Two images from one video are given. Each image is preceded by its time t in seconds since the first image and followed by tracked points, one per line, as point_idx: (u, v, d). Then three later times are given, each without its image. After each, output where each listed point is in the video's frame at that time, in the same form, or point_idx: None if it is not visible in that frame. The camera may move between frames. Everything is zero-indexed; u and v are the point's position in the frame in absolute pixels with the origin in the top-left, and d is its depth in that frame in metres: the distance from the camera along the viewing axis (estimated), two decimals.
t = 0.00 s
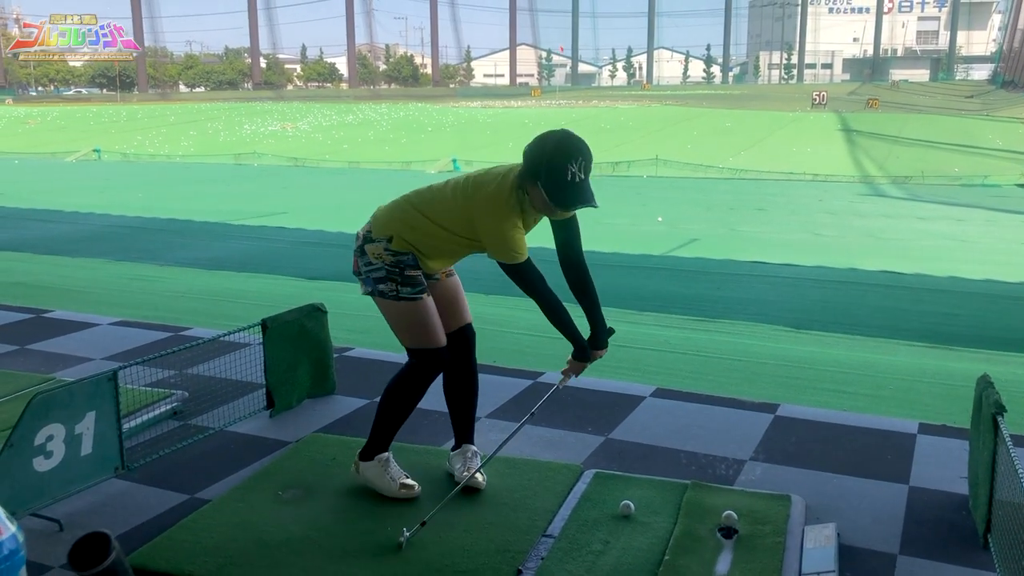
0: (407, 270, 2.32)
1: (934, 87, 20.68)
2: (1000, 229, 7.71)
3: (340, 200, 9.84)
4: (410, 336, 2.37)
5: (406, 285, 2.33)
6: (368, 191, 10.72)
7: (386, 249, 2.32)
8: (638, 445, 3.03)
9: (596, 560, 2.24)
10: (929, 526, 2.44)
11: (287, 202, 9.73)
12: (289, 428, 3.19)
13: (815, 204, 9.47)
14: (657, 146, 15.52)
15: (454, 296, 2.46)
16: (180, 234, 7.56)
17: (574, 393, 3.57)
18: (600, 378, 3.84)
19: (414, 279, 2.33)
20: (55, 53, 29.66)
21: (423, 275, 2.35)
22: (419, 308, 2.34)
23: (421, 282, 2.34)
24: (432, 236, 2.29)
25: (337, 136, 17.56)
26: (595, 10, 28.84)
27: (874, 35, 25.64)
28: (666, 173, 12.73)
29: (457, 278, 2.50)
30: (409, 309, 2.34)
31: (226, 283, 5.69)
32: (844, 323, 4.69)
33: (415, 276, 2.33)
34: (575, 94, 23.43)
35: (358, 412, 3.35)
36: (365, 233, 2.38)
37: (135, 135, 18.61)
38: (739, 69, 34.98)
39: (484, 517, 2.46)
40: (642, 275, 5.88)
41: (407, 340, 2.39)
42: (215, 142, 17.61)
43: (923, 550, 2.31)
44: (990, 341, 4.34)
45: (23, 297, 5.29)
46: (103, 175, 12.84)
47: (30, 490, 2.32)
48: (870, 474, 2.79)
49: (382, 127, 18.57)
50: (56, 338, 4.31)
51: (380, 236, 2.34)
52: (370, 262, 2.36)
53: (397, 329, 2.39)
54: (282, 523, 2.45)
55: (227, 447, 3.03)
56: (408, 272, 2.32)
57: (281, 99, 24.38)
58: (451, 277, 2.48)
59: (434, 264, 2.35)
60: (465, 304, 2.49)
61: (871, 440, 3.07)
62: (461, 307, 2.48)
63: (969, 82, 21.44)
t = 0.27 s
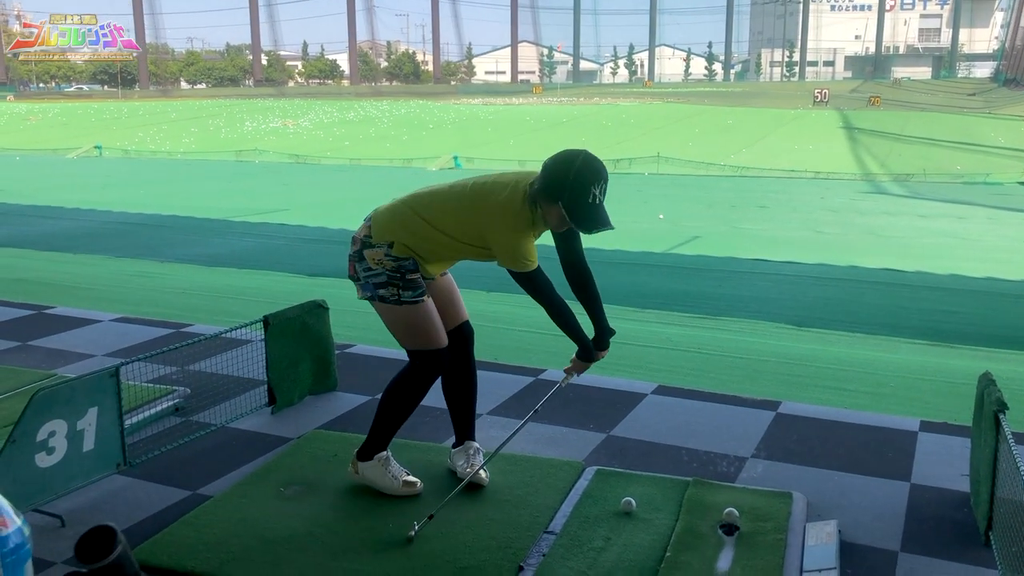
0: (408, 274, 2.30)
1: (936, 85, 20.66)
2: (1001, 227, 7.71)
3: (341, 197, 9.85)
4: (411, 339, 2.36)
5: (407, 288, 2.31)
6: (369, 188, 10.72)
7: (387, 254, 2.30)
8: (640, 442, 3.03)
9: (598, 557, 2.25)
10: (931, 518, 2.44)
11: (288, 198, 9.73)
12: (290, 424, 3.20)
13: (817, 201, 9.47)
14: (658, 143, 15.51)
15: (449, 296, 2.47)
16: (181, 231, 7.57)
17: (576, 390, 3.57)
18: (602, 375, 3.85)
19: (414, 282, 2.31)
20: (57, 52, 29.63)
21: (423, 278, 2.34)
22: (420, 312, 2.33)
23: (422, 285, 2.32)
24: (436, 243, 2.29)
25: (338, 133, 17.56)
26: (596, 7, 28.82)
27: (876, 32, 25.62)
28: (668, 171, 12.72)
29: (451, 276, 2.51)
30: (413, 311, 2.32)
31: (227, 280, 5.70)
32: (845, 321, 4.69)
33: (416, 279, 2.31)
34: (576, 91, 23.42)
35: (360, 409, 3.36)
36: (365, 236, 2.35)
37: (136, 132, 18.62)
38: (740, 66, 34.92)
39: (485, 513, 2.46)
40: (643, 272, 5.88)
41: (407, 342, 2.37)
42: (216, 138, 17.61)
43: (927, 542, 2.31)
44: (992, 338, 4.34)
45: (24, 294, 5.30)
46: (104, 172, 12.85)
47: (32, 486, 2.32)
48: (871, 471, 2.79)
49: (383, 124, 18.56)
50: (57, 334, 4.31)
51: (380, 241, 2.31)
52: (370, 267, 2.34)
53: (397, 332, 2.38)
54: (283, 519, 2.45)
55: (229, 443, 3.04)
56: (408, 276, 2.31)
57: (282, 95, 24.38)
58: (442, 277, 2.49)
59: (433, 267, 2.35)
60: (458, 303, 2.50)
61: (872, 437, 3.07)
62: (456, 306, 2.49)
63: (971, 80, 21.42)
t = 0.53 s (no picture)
0: (408, 265, 2.30)
1: (937, 81, 20.63)
2: (1003, 224, 7.71)
3: (342, 193, 9.84)
4: (411, 331, 2.36)
5: (407, 280, 2.31)
6: (370, 184, 10.72)
7: (385, 245, 2.31)
8: (642, 439, 3.03)
9: (600, 553, 2.25)
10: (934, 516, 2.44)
11: (290, 195, 9.72)
12: (292, 420, 3.20)
13: (818, 198, 9.46)
14: (659, 140, 15.50)
15: (454, 290, 2.47)
16: (182, 227, 7.56)
17: (577, 386, 3.57)
18: (603, 371, 3.84)
19: (414, 274, 2.31)
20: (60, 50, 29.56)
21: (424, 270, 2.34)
22: (421, 303, 2.33)
23: (423, 276, 2.32)
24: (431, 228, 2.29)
25: (339, 130, 17.55)
26: (597, 4, 28.82)
27: (878, 29, 25.59)
28: (669, 167, 12.72)
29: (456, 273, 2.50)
30: (414, 304, 2.32)
31: (229, 276, 5.70)
32: (847, 317, 4.69)
33: (416, 270, 2.31)
34: (577, 88, 23.40)
35: (361, 405, 3.36)
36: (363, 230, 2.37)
37: (137, 128, 18.62)
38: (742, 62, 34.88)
39: (487, 509, 2.46)
40: (645, 268, 5.88)
41: (407, 335, 2.37)
42: (218, 134, 17.61)
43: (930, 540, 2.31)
44: (994, 335, 4.33)
45: (25, 290, 5.30)
46: (105, 168, 12.84)
47: (35, 481, 2.32)
48: (873, 468, 2.79)
49: (384, 120, 18.55)
50: (59, 330, 4.31)
51: (378, 232, 2.33)
52: (370, 260, 2.35)
53: (397, 325, 2.37)
54: (285, 515, 2.45)
55: (230, 439, 3.04)
56: (408, 267, 2.30)
57: (283, 92, 24.37)
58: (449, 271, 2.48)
59: (433, 255, 2.35)
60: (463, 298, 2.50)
61: (874, 434, 3.06)
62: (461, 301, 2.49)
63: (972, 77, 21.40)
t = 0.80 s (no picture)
0: (402, 251, 2.31)
1: (939, 77, 20.57)
2: (1005, 220, 7.68)
3: (343, 190, 9.82)
4: (404, 321, 2.36)
5: (400, 267, 2.32)
6: (371, 181, 10.70)
7: (379, 229, 2.33)
8: (643, 435, 3.03)
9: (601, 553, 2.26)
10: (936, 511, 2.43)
11: (291, 192, 9.71)
12: (292, 417, 3.19)
13: (820, 194, 9.43)
14: (661, 136, 15.46)
15: (461, 285, 2.46)
16: (183, 224, 7.55)
17: (578, 383, 3.57)
18: (604, 368, 3.84)
19: (409, 263, 2.32)
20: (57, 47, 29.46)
21: (422, 259, 2.33)
22: (416, 292, 2.33)
23: (417, 265, 2.32)
24: (415, 198, 2.28)
25: (341, 126, 17.52)
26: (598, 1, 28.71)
27: (880, 24, 25.53)
28: (671, 164, 12.69)
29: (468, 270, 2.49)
30: (407, 293, 2.33)
31: (230, 273, 5.69)
32: (848, 314, 4.68)
33: (410, 258, 2.31)
34: (579, 84, 23.34)
35: (362, 402, 3.35)
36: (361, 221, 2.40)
37: (139, 125, 18.60)
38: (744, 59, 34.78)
39: (488, 506, 2.46)
40: (646, 265, 5.87)
41: (402, 326, 2.38)
42: (219, 132, 17.58)
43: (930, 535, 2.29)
44: (996, 331, 4.32)
45: (26, 288, 5.29)
46: (106, 165, 12.83)
47: (35, 479, 2.32)
48: (876, 465, 2.78)
49: (386, 117, 18.52)
50: (60, 328, 4.31)
51: (374, 217, 2.35)
52: (368, 247, 2.37)
53: (392, 315, 2.38)
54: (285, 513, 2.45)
55: (231, 436, 3.03)
56: (402, 254, 2.31)
57: (284, 89, 24.33)
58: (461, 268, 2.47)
59: (428, 236, 2.33)
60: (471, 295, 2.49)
61: (876, 431, 3.06)
62: (468, 298, 2.48)
63: (975, 72, 21.33)
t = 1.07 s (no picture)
0: (390, 248, 2.32)
1: (942, 75, 20.54)
2: (1008, 218, 7.67)
3: (345, 189, 9.83)
4: (390, 319, 2.40)
5: (388, 266, 2.34)
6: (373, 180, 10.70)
7: (370, 225, 2.34)
8: (645, 435, 3.03)
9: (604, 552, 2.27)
10: (938, 510, 2.43)
11: (293, 191, 9.72)
12: (295, 417, 3.20)
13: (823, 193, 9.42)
14: (663, 134, 15.45)
15: (465, 289, 2.44)
16: (186, 223, 7.57)
17: (580, 383, 3.57)
18: (607, 367, 3.84)
19: (398, 261, 2.32)
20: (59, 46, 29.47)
21: (412, 257, 2.33)
22: (403, 291, 2.35)
23: (406, 265, 2.33)
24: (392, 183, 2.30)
25: (342, 125, 17.54)
26: None
27: (883, 23, 25.52)
28: (673, 162, 12.69)
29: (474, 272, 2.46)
30: (395, 291, 2.35)
31: (232, 273, 5.70)
32: (850, 312, 4.68)
33: (397, 257, 2.32)
34: (581, 83, 23.34)
35: (365, 402, 3.36)
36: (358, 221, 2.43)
37: (141, 125, 18.63)
38: (746, 57, 34.75)
39: (490, 505, 2.46)
40: (648, 264, 5.87)
41: (390, 324, 2.41)
42: (221, 131, 17.60)
43: (931, 535, 2.29)
44: (998, 330, 4.32)
45: (30, 287, 5.31)
46: (108, 164, 12.86)
47: (39, 479, 2.33)
48: (879, 464, 2.78)
49: (388, 115, 18.54)
50: (63, 327, 4.32)
51: (366, 215, 2.37)
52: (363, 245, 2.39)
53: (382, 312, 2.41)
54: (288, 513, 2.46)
55: (234, 436, 3.04)
56: (390, 252, 2.32)
57: (286, 88, 24.35)
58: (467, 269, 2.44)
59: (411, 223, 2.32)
60: (473, 296, 2.46)
61: (879, 430, 3.05)
62: (470, 301, 2.46)
63: (977, 70, 21.30)
